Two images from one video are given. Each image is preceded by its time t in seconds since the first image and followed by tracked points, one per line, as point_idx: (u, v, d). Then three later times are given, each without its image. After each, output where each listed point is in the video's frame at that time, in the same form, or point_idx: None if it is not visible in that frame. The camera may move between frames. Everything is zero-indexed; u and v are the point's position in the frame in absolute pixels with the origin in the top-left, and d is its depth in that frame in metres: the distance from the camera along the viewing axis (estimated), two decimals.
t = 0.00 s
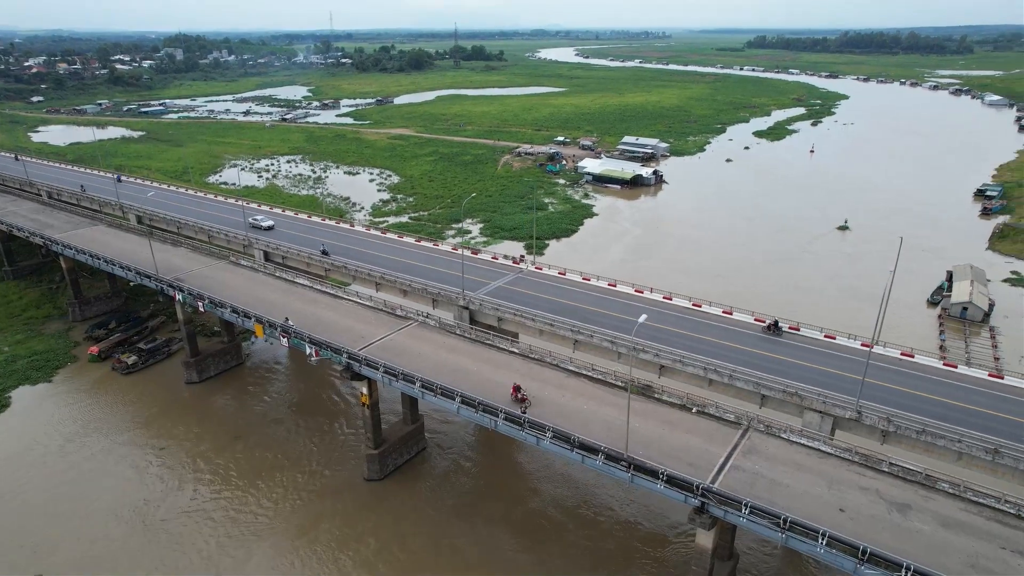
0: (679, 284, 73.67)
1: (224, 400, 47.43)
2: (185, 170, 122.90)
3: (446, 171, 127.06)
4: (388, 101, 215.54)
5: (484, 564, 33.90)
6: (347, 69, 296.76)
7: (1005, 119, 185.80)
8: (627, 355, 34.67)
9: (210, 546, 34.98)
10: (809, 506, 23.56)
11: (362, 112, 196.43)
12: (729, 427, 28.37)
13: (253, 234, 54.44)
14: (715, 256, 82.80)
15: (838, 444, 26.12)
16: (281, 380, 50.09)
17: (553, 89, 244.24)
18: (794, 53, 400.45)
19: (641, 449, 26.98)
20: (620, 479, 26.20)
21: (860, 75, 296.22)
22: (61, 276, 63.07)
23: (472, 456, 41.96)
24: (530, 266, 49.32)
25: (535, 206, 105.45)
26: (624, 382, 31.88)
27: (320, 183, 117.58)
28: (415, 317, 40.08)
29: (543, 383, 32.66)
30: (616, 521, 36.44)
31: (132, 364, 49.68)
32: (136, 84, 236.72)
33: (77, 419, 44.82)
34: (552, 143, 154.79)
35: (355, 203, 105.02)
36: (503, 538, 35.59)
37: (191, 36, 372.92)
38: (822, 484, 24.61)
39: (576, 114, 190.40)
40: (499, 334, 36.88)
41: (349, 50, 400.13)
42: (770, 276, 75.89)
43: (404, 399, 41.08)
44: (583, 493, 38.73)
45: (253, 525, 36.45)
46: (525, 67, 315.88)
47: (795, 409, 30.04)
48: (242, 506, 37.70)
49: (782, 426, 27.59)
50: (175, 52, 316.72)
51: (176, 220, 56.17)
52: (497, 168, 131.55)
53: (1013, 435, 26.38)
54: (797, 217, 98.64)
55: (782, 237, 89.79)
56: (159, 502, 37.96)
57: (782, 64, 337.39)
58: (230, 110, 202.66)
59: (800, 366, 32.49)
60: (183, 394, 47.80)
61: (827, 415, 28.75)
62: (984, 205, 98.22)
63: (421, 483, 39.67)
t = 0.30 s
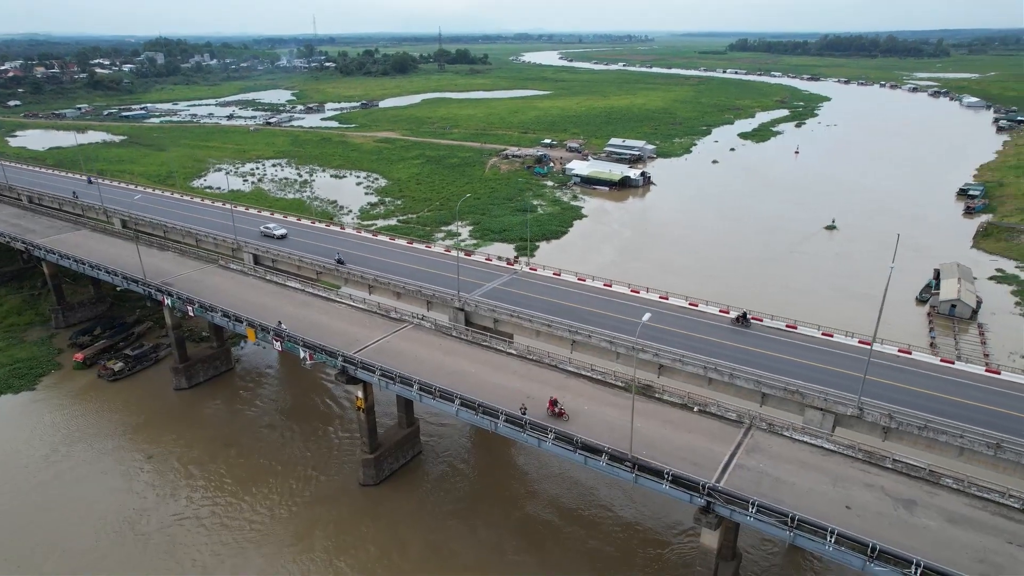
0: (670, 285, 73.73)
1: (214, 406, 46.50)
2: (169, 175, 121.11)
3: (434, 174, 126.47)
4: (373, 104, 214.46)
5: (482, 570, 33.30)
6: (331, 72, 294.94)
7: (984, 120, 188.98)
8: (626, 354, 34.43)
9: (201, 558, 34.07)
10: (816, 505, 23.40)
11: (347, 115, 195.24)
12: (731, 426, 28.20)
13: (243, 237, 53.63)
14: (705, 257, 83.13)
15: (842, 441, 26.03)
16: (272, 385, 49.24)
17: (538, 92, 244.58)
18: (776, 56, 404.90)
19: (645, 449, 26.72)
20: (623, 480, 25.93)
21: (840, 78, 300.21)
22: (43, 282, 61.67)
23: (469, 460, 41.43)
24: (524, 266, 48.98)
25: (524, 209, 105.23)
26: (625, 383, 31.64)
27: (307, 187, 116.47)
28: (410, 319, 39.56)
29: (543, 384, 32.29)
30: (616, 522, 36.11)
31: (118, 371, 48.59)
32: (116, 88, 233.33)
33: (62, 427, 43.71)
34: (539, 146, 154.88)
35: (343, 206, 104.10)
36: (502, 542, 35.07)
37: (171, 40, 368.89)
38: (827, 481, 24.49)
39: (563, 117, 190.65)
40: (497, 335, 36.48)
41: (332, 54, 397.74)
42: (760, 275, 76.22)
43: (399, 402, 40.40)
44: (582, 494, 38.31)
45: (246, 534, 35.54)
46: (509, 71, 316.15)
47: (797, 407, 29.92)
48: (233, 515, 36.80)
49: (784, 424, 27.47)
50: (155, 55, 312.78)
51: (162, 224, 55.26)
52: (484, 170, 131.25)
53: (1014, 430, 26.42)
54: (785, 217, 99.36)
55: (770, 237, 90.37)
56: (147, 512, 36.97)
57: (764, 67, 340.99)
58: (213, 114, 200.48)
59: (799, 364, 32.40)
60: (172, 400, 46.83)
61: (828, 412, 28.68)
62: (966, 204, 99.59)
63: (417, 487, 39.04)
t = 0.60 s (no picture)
0: (661, 285, 73.73)
1: (203, 412, 45.55)
2: (151, 179, 119.15)
3: (421, 177, 125.79)
4: (358, 107, 213.07)
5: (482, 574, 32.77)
6: (315, 76, 292.81)
7: (962, 120, 192.18)
8: (624, 353, 34.20)
9: (192, 568, 33.13)
10: (822, 501, 23.29)
11: (331, 118, 193.81)
12: (733, 424, 28.02)
13: (231, 240, 52.73)
14: (695, 256, 83.38)
15: (845, 438, 25.95)
16: (262, 390, 48.33)
17: (523, 95, 244.56)
18: (758, 58, 408.87)
19: (649, 448, 26.45)
20: (627, 480, 25.66)
21: (822, 79, 303.81)
22: (23, 288, 60.21)
23: (465, 462, 40.92)
24: (517, 267, 48.63)
25: (513, 210, 104.92)
26: (624, 382, 31.37)
27: (293, 190, 115.22)
28: (405, 320, 38.99)
29: (542, 384, 31.95)
30: (616, 522, 35.77)
31: (104, 378, 47.42)
32: (95, 91, 229.67)
33: (46, 437, 42.48)
34: (526, 147, 154.71)
35: (330, 209, 103.03)
36: (501, 545, 34.58)
37: (151, 43, 364.13)
38: (832, 478, 24.38)
39: (549, 119, 190.82)
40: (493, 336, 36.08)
41: (315, 57, 394.52)
42: (750, 275, 76.59)
43: (394, 405, 39.78)
44: (581, 495, 37.96)
45: (237, 543, 34.64)
46: (494, 73, 315.91)
47: (798, 404, 29.82)
48: (225, 524, 35.90)
49: (786, 421, 27.37)
50: (134, 58, 308.26)
51: (148, 228, 54.19)
52: (472, 172, 130.84)
53: (1013, 424, 26.54)
54: (772, 217, 100.04)
55: (759, 236, 90.92)
56: (135, 522, 35.94)
57: (747, 69, 344.14)
58: (195, 117, 197.94)
59: (798, 361, 32.35)
60: (160, 407, 45.81)
61: (829, 409, 28.62)
62: (949, 203, 100.93)
63: (413, 491, 38.44)
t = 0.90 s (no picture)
0: (652, 285, 73.68)
1: (191, 418, 44.57)
2: (133, 183, 117.15)
3: (408, 179, 125.06)
4: (343, 110, 211.63)
5: None
6: (298, 78, 290.66)
7: (942, 121, 195.34)
8: (622, 353, 33.90)
9: None
10: (828, 498, 23.12)
11: (316, 121, 192.35)
12: (734, 422, 27.81)
13: (218, 243, 51.81)
14: (685, 256, 83.54)
15: (847, 435, 25.83)
16: (251, 395, 47.37)
17: (508, 97, 244.43)
18: (740, 61, 412.46)
19: (651, 448, 26.14)
20: (630, 480, 25.32)
21: (804, 81, 307.49)
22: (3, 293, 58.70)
23: (461, 466, 40.35)
24: (511, 267, 48.23)
25: (502, 212, 104.56)
26: (623, 382, 31.06)
27: (278, 193, 113.91)
28: (399, 322, 38.40)
29: (540, 385, 31.56)
30: (615, 523, 35.42)
31: (88, 385, 46.31)
32: (74, 95, 225.92)
33: (27, 446, 41.22)
34: (513, 149, 154.45)
35: (316, 212, 101.89)
36: (500, 549, 34.02)
37: (131, 46, 359.42)
38: (836, 475, 24.23)
39: (535, 121, 190.97)
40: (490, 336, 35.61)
41: (298, 60, 391.44)
42: (740, 274, 76.88)
43: (388, 408, 39.10)
44: (579, 497, 37.52)
45: (228, 553, 33.73)
46: (479, 76, 315.67)
47: (798, 402, 29.69)
48: (215, 533, 34.95)
49: (788, 419, 27.20)
50: (114, 62, 303.89)
51: (132, 231, 53.06)
52: (459, 174, 130.37)
53: (1012, 418, 26.61)
54: (760, 217, 100.65)
55: (747, 236, 91.40)
56: (122, 533, 34.90)
57: (730, 71, 347.14)
58: (177, 121, 195.35)
59: (797, 359, 32.24)
60: (146, 413, 44.75)
61: (829, 406, 28.51)
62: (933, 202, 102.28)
63: (409, 496, 37.79)
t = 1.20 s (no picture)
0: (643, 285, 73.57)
1: (179, 424, 43.56)
2: (115, 187, 115.14)
3: (395, 181, 124.21)
4: (328, 113, 210.08)
5: None
6: (282, 82, 288.34)
7: (922, 122, 198.26)
8: (620, 352, 33.57)
9: None
10: (834, 496, 22.90)
11: (300, 124, 190.79)
12: (736, 421, 27.54)
13: (206, 246, 50.85)
14: (675, 256, 83.68)
15: (850, 432, 25.68)
16: (240, 400, 46.41)
17: (494, 100, 244.32)
18: (723, 63, 416.24)
19: (653, 448, 25.80)
20: (633, 480, 24.97)
21: (786, 83, 310.69)
22: None
23: (457, 469, 39.75)
24: (504, 268, 47.77)
25: (490, 214, 104.13)
26: (623, 381, 30.71)
27: (264, 196, 112.61)
28: (392, 324, 37.77)
29: (539, 386, 31.13)
30: (615, 524, 35.00)
31: (72, 392, 45.14)
32: (52, 99, 222.06)
33: (9, 455, 40.04)
34: (500, 151, 154.12)
35: (303, 215, 100.76)
36: (498, 552, 33.44)
37: (110, 49, 354.58)
38: (841, 472, 24.05)
39: (522, 123, 191.03)
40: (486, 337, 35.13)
41: (280, 64, 388.06)
42: (730, 274, 77.06)
43: (383, 411, 38.38)
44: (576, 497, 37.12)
45: (218, 563, 32.82)
46: (464, 79, 315.23)
47: (798, 399, 29.53)
48: (205, 542, 34.05)
49: (790, 416, 27.02)
50: (93, 65, 299.49)
51: (117, 234, 51.94)
52: (447, 176, 129.77)
53: (1011, 413, 26.63)
54: (748, 217, 101.11)
55: (736, 236, 91.76)
56: (109, 543, 33.91)
57: (713, 73, 349.89)
58: (159, 124, 192.76)
59: (795, 357, 32.09)
60: (133, 419, 43.68)
61: (830, 403, 28.36)
62: (917, 201, 103.49)
63: (404, 500, 37.11)
